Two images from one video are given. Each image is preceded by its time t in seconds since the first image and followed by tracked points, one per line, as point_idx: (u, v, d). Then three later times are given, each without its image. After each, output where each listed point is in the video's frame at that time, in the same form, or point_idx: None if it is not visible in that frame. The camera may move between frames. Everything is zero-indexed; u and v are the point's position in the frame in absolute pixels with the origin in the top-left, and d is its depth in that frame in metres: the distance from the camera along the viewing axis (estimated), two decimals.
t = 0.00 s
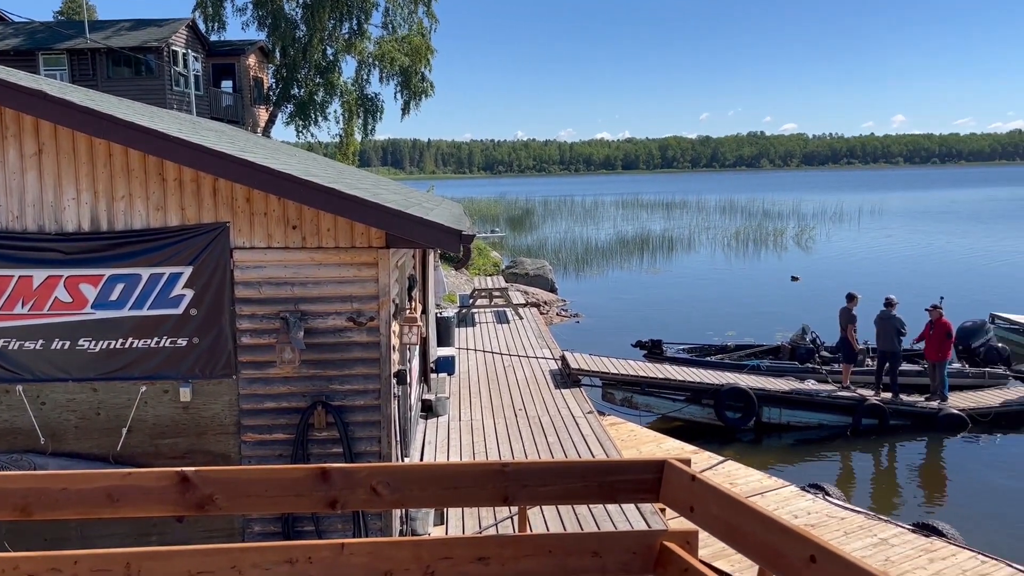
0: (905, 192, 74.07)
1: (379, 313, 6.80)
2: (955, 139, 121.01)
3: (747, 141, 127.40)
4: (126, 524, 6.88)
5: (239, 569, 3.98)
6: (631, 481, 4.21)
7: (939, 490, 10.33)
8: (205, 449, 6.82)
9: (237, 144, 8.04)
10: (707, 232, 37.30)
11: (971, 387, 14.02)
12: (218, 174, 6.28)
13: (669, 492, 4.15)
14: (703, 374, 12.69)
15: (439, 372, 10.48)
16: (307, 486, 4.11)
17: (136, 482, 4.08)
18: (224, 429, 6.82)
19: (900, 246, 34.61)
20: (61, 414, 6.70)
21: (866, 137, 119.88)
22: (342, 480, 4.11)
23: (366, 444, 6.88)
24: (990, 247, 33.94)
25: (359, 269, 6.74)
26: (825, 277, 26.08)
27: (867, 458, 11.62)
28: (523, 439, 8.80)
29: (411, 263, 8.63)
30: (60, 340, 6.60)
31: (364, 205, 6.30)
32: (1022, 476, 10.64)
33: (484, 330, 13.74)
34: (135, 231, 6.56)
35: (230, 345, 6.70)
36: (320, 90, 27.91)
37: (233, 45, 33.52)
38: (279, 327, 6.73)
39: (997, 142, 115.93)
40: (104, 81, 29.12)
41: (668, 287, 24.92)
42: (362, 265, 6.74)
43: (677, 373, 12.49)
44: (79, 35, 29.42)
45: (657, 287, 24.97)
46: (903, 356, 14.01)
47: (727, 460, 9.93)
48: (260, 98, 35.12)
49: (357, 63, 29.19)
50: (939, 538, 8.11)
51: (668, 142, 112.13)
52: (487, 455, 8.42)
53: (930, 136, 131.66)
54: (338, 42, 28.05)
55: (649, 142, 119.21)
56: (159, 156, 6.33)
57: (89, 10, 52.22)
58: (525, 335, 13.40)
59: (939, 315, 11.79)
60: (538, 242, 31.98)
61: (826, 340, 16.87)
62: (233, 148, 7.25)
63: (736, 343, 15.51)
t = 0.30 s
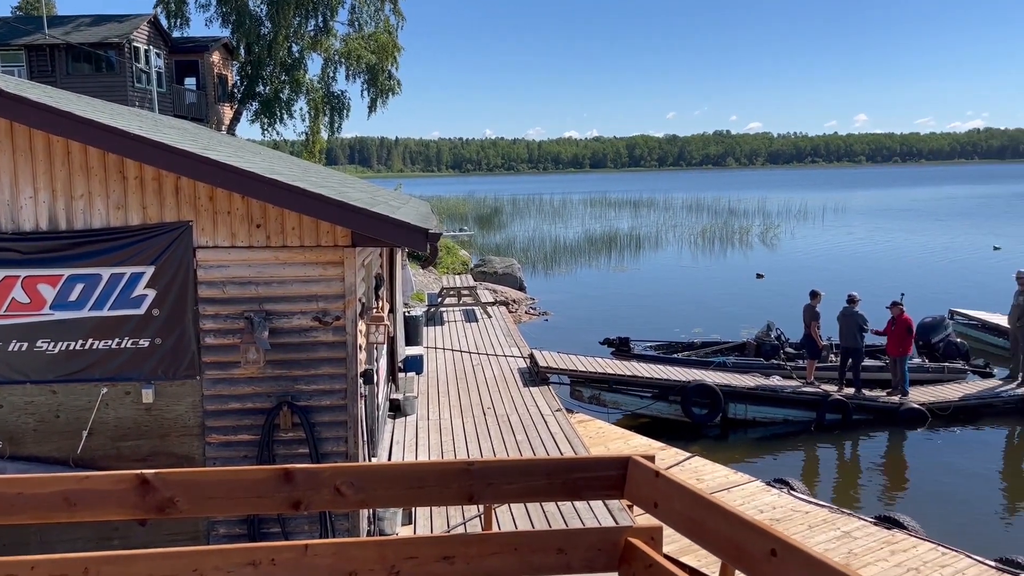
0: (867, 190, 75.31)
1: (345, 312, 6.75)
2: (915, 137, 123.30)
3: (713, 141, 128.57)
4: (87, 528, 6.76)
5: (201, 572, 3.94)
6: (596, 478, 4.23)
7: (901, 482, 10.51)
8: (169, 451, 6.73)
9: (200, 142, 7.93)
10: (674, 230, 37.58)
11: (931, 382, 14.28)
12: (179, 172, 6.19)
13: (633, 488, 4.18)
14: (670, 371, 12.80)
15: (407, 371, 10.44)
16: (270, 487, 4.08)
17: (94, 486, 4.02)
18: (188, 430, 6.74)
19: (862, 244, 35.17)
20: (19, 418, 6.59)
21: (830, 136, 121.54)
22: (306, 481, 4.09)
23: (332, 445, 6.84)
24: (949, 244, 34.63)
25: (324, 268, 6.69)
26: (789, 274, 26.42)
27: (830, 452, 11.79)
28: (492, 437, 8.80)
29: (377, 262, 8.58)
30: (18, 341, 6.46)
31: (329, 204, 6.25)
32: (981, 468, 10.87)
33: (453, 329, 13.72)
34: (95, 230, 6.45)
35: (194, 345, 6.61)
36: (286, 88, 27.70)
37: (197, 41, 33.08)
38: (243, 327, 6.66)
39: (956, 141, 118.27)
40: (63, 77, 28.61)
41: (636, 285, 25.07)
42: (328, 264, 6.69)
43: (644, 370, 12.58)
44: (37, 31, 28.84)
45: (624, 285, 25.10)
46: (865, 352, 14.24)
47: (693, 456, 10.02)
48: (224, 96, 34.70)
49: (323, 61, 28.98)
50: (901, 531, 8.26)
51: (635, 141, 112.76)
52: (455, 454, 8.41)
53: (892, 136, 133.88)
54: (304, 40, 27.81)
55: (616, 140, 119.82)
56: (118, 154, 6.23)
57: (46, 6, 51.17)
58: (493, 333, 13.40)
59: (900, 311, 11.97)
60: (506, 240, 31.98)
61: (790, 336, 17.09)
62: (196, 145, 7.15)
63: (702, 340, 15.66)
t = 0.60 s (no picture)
0: (830, 188, 76.34)
1: (310, 312, 6.70)
2: (877, 136, 125.30)
3: (680, 140, 129.49)
4: (47, 533, 6.63)
5: None
6: (562, 475, 4.24)
7: (865, 476, 10.68)
8: (131, 453, 6.62)
9: (162, 140, 7.82)
10: (642, 228, 37.80)
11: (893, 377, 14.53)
12: (139, 171, 6.09)
13: (598, 486, 4.19)
14: (638, 368, 12.87)
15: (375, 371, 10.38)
16: (232, 489, 4.03)
17: (51, 490, 3.95)
18: (151, 432, 6.64)
19: (826, 241, 35.65)
20: None
21: (794, 135, 123.02)
22: (269, 482, 4.05)
23: (298, 445, 6.79)
24: (909, 241, 35.26)
25: (289, 267, 6.64)
26: (755, 272, 26.72)
27: (796, 447, 11.95)
28: (460, 436, 8.79)
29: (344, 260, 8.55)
30: None
31: (293, 203, 6.20)
32: (942, 462, 11.09)
33: (422, 328, 13.68)
34: (54, 229, 6.33)
35: (156, 346, 6.51)
36: (251, 85, 27.42)
37: (159, 38, 32.58)
38: (206, 327, 6.57)
39: (917, 140, 120.40)
40: (21, 74, 28.07)
41: (604, 283, 25.17)
42: (293, 263, 6.65)
43: (612, 367, 12.64)
44: None
45: (592, 283, 25.20)
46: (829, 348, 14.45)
47: (661, 453, 10.09)
48: (188, 93, 34.21)
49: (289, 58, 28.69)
50: (864, 524, 8.39)
51: (603, 139, 113.28)
52: (423, 453, 8.39)
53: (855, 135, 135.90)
54: (269, 37, 27.48)
55: (584, 139, 120.23)
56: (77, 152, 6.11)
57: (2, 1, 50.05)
58: (462, 332, 13.38)
59: (863, 308, 12.13)
60: (475, 239, 31.93)
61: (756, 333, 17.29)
62: (156, 143, 7.04)
63: (670, 338, 15.77)
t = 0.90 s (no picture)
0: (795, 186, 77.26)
1: (276, 311, 6.63)
2: (842, 135, 127.09)
3: (648, 139, 130.24)
4: (6, 538, 6.50)
5: None
6: (527, 473, 4.25)
7: (829, 470, 10.83)
8: (93, 457, 6.51)
9: (124, 138, 7.70)
10: (611, 226, 37.95)
11: (856, 372, 14.76)
12: (99, 169, 6.00)
13: (563, 483, 4.21)
14: (607, 366, 12.93)
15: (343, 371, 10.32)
16: (193, 491, 3.99)
17: (7, 494, 3.87)
18: (113, 435, 6.54)
19: (791, 238, 36.09)
20: None
21: (761, 134, 124.31)
22: (231, 484, 4.01)
23: (265, 446, 6.73)
24: (872, 238, 35.82)
25: (254, 267, 6.57)
26: (722, 269, 26.97)
27: (762, 443, 12.08)
28: (429, 435, 8.76)
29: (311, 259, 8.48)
30: None
31: (257, 201, 6.14)
32: (905, 455, 11.28)
33: (390, 327, 13.62)
34: (11, 229, 6.21)
35: (118, 347, 6.41)
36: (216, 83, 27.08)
37: (121, 34, 32.03)
38: (170, 328, 6.47)
39: (881, 139, 122.31)
40: None
41: (573, 281, 25.23)
42: (258, 263, 6.58)
43: (581, 365, 12.69)
44: None
45: (561, 281, 25.26)
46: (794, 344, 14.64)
47: (630, 449, 10.14)
48: (151, 91, 33.67)
49: (254, 55, 28.38)
50: (829, 517, 8.51)
51: (572, 138, 113.61)
52: (391, 453, 8.35)
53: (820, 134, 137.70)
54: (234, 34, 27.20)
55: (554, 137, 120.45)
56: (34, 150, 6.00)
57: None
58: (431, 331, 13.34)
59: (828, 304, 12.27)
60: (444, 237, 31.84)
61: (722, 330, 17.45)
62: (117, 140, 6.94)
63: (638, 335, 15.86)
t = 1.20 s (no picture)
0: (761, 185, 78.09)
1: (240, 312, 6.56)
2: (807, 134, 128.77)
3: (617, 138, 130.80)
4: None
5: None
6: (492, 472, 4.25)
7: (795, 465, 10.96)
8: (52, 461, 6.40)
9: (84, 137, 7.57)
10: (579, 225, 38.06)
11: (821, 368, 14.96)
12: (57, 167, 5.88)
13: (528, 481, 4.21)
14: (575, 363, 12.97)
15: (310, 372, 10.23)
16: (152, 495, 3.93)
17: None
18: (74, 439, 6.43)
19: (757, 236, 36.48)
20: None
21: (728, 133, 125.43)
22: (192, 487, 3.97)
23: (230, 448, 6.65)
24: (836, 235, 36.35)
25: (218, 266, 6.49)
26: (689, 267, 27.19)
27: (729, 439, 12.19)
28: (398, 435, 8.72)
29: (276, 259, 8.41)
30: None
31: (220, 200, 6.06)
32: (868, 450, 11.45)
33: (358, 327, 13.54)
34: None
35: (78, 349, 6.29)
36: (179, 81, 26.74)
37: (81, 31, 31.44)
38: (132, 329, 6.36)
39: (845, 138, 124.07)
40: None
41: (542, 280, 25.26)
42: (222, 262, 6.50)
43: (551, 363, 12.73)
44: None
45: (530, 280, 25.29)
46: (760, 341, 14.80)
47: (599, 447, 10.17)
48: (113, 89, 33.10)
49: (219, 53, 28.06)
50: (794, 511, 8.61)
51: (541, 137, 113.79)
52: (359, 453, 8.30)
53: (786, 133, 139.32)
54: (198, 31, 26.87)
55: (522, 136, 120.55)
56: None
57: None
58: (399, 331, 13.28)
59: (793, 301, 12.39)
60: (412, 236, 31.70)
61: (690, 327, 17.59)
62: (76, 139, 6.81)
63: (607, 333, 15.93)
